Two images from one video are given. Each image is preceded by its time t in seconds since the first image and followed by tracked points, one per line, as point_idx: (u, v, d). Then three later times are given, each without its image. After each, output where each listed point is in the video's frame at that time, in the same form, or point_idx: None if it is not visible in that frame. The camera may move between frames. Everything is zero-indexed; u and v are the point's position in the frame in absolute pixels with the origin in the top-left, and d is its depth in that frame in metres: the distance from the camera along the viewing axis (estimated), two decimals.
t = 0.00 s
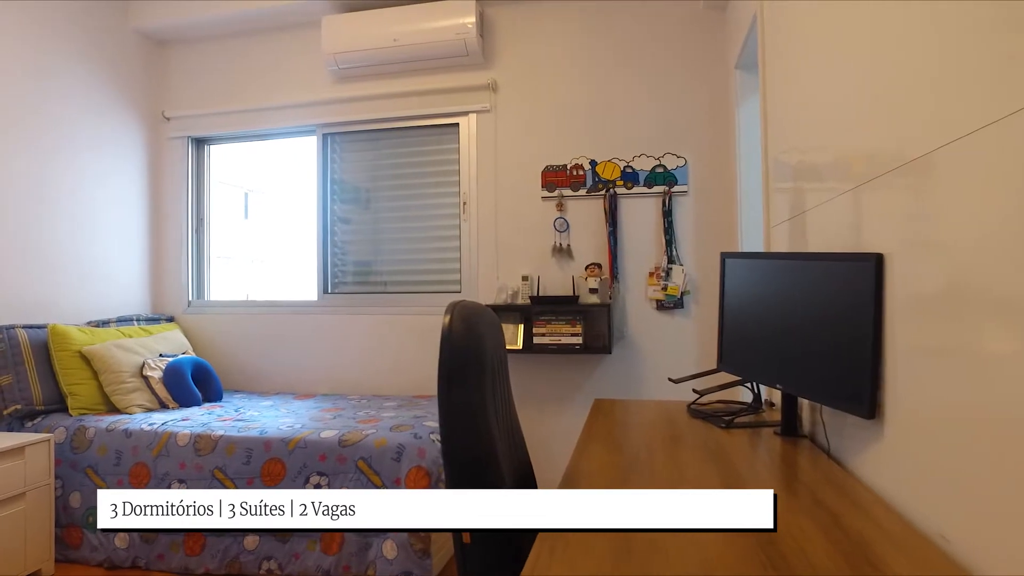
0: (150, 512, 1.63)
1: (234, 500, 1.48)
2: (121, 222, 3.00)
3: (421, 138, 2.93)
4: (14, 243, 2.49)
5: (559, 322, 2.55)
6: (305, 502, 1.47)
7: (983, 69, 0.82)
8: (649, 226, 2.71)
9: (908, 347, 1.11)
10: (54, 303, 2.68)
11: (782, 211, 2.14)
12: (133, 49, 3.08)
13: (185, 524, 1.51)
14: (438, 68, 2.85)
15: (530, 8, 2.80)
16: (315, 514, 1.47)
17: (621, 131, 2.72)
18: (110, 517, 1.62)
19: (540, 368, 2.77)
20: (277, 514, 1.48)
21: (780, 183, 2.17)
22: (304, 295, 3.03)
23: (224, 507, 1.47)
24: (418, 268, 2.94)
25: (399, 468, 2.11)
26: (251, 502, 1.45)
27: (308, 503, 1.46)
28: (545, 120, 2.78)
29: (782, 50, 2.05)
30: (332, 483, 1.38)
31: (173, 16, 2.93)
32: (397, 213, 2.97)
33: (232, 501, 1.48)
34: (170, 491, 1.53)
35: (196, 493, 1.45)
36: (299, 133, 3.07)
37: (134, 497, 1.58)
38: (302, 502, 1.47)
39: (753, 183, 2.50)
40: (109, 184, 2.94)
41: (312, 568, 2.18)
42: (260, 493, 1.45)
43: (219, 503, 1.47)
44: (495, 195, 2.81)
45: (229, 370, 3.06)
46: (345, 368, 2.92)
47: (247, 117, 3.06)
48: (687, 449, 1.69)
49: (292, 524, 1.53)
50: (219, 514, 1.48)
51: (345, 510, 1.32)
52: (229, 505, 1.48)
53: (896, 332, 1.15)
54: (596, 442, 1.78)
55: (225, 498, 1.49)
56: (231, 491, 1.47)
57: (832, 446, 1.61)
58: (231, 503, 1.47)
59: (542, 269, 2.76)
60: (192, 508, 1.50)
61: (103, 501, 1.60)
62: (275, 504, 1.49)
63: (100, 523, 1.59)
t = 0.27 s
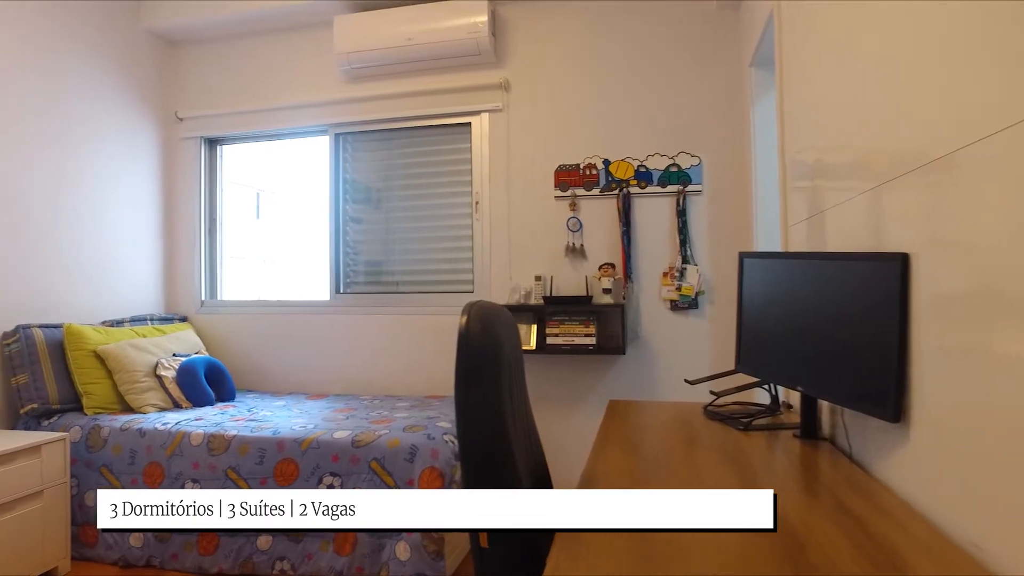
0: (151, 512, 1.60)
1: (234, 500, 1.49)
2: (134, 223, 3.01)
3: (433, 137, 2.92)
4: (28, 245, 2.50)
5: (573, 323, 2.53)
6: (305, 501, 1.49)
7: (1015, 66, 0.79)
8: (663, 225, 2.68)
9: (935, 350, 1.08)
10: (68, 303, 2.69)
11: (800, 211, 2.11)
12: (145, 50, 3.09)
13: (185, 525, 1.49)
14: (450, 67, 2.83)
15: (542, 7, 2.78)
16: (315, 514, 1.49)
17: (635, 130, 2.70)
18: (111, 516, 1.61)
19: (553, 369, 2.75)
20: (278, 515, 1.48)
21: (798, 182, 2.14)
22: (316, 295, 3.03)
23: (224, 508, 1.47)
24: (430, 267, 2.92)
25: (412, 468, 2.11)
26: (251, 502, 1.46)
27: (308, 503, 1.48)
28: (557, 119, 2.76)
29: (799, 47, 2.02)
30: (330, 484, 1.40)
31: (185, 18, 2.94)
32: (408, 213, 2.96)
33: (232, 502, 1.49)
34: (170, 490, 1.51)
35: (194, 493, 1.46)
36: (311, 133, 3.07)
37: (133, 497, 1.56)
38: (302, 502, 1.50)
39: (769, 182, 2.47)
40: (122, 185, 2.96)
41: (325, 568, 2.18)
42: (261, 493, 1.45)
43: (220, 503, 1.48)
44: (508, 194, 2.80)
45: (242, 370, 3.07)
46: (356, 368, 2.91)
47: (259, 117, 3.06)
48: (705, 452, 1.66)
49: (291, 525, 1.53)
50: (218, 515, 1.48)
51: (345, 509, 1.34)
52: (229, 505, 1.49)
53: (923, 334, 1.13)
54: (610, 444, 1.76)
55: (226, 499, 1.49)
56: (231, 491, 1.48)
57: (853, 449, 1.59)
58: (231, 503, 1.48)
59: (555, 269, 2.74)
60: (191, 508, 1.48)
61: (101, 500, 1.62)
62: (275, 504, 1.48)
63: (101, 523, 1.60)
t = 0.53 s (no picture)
0: (150, 511, 1.51)
1: (235, 500, 1.42)
2: (157, 223, 3.05)
3: (452, 136, 2.92)
4: (53, 244, 2.54)
5: (594, 322, 2.53)
6: (304, 501, 1.47)
7: None
8: (685, 224, 2.64)
9: (977, 351, 1.05)
10: (94, 302, 2.73)
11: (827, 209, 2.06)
12: (169, 52, 3.13)
13: (186, 525, 1.42)
14: (470, 66, 2.82)
15: (562, 4, 2.76)
16: (315, 514, 1.47)
17: (656, 128, 2.67)
18: (112, 516, 1.52)
19: (573, 369, 2.73)
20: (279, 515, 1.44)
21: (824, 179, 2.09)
22: (337, 294, 3.04)
23: (224, 507, 1.41)
24: (450, 266, 2.92)
25: (432, 468, 2.10)
26: (251, 502, 1.41)
27: (308, 503, 1.46)
28: (578, 118, 2.74)
29: (827, 42, 1.98)
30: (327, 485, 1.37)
31: (208, 19, 2.97)
32: (428, 212, 2.95)
33: (232, 501, 1.42)
34: (170, 490, 1.43)
35: (194, 493, 1.38)
36: (331, 133, 3.08)
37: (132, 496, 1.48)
38: (303, 502, 1.47)
39: (794, 180, 2.43)
40: (146, 185, 2.99)
41: (345, 567, 2.18)
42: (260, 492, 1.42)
43: (219, 503, 1.42)
44: (527, 193, 2.78)
45: (263, 369, 3.09)
46: (376, 367, 2.92)
47: (280, 117, 3.08)
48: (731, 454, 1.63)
49: (291, 527, 1.46)
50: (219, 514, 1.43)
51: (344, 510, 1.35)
52: (229, 505, 1.43)
53: (964, 335, 1.09)
54: (634, 446, 1.73)
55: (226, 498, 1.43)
56: (231, 490, 1.41)
57: (885, 453, 1.55)
58: (231, 503, 1.41)
59: (575, 269, 2.72)
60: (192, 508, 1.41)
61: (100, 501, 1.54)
62: (274, 504, 1.44)
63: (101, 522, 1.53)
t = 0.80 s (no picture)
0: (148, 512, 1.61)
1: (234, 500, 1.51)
2: (185, 223, 3.09)
3: (476, 135, 2.91)
4: (84, 244, 2.59)
5: (619, 322, 2.52)
6: (304, 502, 1.56)
7: None
8: (712, 223, 2.60)
9: None
10: (123, 301, 2.77)
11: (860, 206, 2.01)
12: (196, 55, 3.17)
13: (184, 524, 1.57)
14: (494, 65, 2.81)
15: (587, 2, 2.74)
16: (315, 514, 1.57)
17: (683, 125, 2.63)
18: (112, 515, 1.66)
19: (598, 369, 2.70)
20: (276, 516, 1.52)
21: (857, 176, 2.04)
22: (361, 294, 3.05)
23: (224, 507, 1.50)
24: (473, 266, 2.91)
25: (456, 469, 2.09)
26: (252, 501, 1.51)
27: (308, 503, 1.56)
28: (603, 116, 2.71)
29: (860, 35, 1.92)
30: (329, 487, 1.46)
31: (235, 22, 3.00)
32: (451, 211, 2.95)
33: (232, 502, 1.51)
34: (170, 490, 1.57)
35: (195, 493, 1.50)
36: (355, 133, 3.09)
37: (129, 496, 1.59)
38: (302, 502, 1.57)
39: (826, 177, 2.37)
40: (174, 186, 3.03)
41: (369, 567, 2.18)
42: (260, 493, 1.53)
43: (219, 503, 1.51)
44: (552, 192, 2.76)
45: (289, 368, 3.11)
46: (400, 367, 2.92)
47: (305, 118, 3.10)
48: (763, 457, 1.59)
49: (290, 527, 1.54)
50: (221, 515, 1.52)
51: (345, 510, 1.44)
52: (229, 506, 1.51)
53: (1012, 335, 1.04)
54: (660, 447, 1.71)
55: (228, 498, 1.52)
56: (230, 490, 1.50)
57: (924, 458, 1.49)
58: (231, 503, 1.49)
59: (600, 268, 2.69)
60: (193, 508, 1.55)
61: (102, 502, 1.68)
62: (274, 504, 1.55)
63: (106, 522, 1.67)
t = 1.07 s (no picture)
0: (149, 512, 1.64)
1: (234, 501, 1.54)
2: (214, 223, 3.14)
3: (502, 134, 2.90)
4: (115, 244, 2.65)
5: (646, 322, 2.50)
6: (304, 502, 1.64)
7: None
8: (741, 221, 2.55)
9: None
10: (154, 300, 2.83)
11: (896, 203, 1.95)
12: (225, 57, 3.22)
13: (184, 525, 1.57)
14: (519, 63, 2.80)
15: None
16: (315, 514, 1.64)
17: (712, 122, 2.58)
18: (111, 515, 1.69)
19: (624, 370, 2.67)
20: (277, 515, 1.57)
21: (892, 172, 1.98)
22: (386, 293, 3.06)
23: (223, 507, 1.53)
24: (499, 265, 2.90)
25: (482, 469, 2.07)
26: (252, 501, 1.52)
27: (307, 504, 1.63)
28: (629, 114, 2.68)
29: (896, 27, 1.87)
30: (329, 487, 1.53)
31: (262, 24, 3.04)
32: (477, 210, 2.94)
33: (231, 501, 1.54)
34: (169, 490, 1.58)
35: (195, 493, 1.52)
36: (380, 133, 3.10)
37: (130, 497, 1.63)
38: (301, 502, 1.63)
39: (861, 174, 2.30)
40: (204, 186, 3.08)
41: (395, 566, 2.18)
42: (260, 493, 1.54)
43: (219, 503, 1.54)
44: (578, 191, 2.74)
45: (316, 366, 3.13)
46: (426, 366, 2.92)
47: (331, 118, 3.12)
48: (799, 460, 1.55)
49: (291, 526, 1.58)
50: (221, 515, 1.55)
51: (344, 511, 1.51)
52: (229, 506, 1.54)
53: None
54: (691, 448, 1.68)
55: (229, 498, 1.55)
56: (229, 491, 1.53)
57: (968, 463, 1.44)
58: (231, 503, 1.51)
59: (626, 268, 2.67)
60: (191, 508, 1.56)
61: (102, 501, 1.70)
62: (274, 504, 1.57)
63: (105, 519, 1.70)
